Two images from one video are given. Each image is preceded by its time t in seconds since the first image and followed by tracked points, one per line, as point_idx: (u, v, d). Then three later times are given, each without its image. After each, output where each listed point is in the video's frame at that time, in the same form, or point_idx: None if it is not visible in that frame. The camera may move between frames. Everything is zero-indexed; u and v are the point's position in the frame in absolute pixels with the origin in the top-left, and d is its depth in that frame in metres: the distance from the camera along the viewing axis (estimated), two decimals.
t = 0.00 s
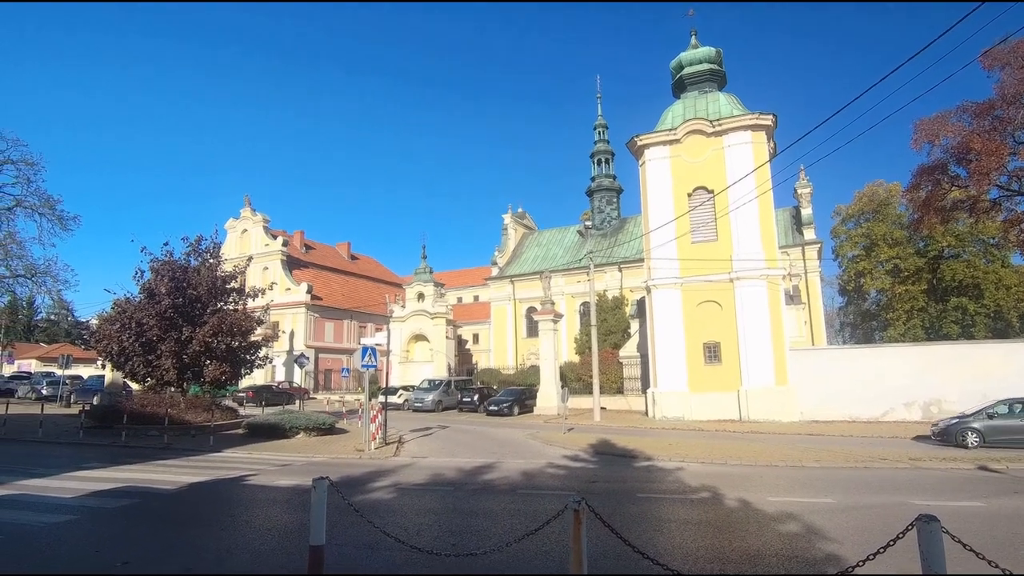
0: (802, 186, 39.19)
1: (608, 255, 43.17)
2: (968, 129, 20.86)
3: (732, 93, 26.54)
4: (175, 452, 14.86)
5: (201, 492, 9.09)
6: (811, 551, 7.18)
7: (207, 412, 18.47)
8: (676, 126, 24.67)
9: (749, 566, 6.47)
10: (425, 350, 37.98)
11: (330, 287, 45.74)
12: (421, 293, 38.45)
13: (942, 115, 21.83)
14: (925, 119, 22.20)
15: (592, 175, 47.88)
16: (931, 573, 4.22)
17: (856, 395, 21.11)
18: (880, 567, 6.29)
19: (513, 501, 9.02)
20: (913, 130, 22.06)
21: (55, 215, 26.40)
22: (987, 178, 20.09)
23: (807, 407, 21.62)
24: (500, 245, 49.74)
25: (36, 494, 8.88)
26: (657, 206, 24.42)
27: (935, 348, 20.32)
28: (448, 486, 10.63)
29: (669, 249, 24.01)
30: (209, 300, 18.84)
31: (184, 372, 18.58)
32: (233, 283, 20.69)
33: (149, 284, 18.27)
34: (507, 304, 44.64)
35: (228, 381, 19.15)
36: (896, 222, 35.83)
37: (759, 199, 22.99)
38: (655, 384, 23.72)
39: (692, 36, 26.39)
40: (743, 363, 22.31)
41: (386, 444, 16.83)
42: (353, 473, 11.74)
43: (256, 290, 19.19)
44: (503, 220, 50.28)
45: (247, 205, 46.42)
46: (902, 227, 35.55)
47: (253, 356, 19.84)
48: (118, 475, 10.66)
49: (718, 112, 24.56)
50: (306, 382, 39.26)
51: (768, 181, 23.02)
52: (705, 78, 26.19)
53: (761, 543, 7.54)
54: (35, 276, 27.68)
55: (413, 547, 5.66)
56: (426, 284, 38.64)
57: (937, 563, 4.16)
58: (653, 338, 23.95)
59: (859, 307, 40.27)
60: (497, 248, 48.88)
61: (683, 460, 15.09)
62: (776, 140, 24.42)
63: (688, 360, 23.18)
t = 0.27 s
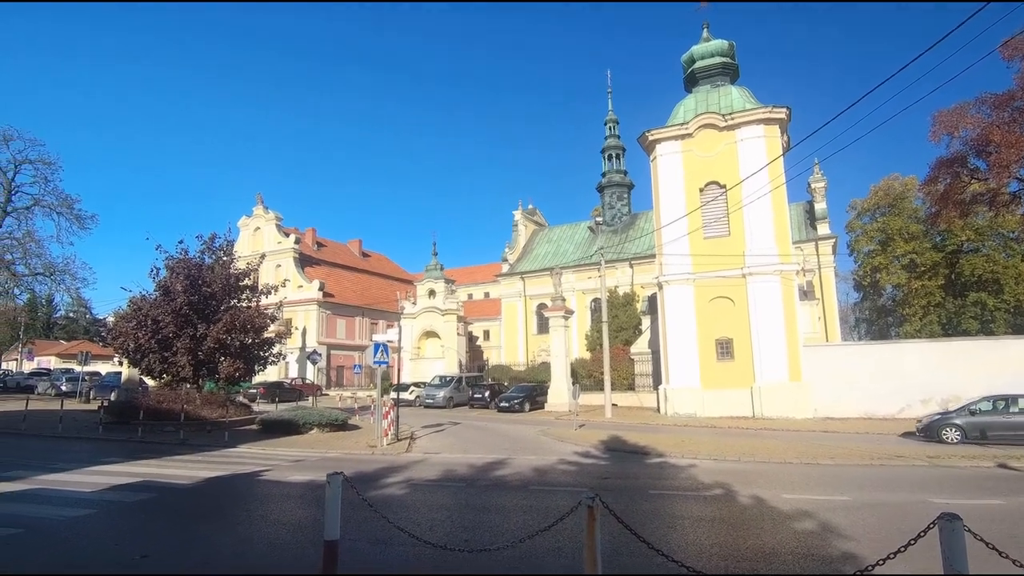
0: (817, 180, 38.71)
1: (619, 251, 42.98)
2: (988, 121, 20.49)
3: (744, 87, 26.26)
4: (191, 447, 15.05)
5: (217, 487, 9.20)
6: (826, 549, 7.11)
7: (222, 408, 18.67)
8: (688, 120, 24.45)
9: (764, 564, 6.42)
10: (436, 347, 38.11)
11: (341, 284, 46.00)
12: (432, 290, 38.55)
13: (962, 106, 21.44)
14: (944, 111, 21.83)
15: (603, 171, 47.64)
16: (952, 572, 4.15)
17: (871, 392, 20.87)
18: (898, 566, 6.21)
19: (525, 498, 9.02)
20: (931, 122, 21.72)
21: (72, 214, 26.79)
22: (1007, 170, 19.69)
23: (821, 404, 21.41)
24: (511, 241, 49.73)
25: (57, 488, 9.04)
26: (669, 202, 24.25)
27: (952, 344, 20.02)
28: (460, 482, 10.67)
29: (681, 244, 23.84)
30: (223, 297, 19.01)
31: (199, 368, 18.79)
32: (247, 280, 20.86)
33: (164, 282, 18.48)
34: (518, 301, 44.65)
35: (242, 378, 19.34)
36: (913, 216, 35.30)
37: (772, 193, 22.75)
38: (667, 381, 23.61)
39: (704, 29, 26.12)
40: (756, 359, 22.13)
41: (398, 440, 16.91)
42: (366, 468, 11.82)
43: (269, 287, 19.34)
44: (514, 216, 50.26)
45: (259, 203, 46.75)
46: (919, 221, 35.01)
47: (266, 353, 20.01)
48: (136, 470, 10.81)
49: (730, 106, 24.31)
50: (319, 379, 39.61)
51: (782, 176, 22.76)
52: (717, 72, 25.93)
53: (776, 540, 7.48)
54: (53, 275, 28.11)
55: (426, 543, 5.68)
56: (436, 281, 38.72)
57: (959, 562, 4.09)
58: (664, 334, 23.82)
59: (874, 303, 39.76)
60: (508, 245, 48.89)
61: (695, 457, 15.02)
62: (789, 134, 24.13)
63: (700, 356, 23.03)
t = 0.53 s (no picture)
0: (840, 172, 37.94)
1: (638, 246, 42.64)
2: (1020, 108, 19.84)
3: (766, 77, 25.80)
4: (216, 442, 15.32)
5: (242, 480, 9.35)
6: (854, 547, 6.97)
7: (245, 403, 18.98)
8: (708, 112, 24.10)
9: (790, 563, 6.31)
10: (454, 343, 38.26)
11: (361, 280, 46.41)
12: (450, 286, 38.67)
13: (993, 93, 20.81)
14: (975, 99, 21.21)
15: (621, 165, 47.27)
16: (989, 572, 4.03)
17: (898, 388, 20.42)
18: (929, 565, 6.07)
19: (545, 493, 9.00)
20: (961, 111, 21.13)
21: (101, 213, 27.43)
22: None
23: (845, 400, 21.02)
24: (528, 237, 49.67)
25: (89, 480, 9.27)
26: (688, 195, 23.96)
27: (982, 339, 19.50)
28: (480, 477, 10.68)
29: (701, 239, 23.55)
30: (246, 294, 19.29)
31: (224, 364, 19.12)
32: (269, 277, 21.14)
33: (189, 279, 18.81)
34: (535, 297, 44.60)
35: (265, 373, 19.63)
36: (941, 208, 34.39)
37: (794, 186, 22.34)
38: (687, 376, 23.38)
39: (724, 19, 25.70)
40: (778, 354, 21.79)
41: (418, 435, 17.02)
42: (388, 463, 11.92)
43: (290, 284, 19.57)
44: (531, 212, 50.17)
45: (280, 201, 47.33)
46: (948, 213, 34.10)
47: (288, 349, 20.27)
48: (164, 463, 11.04)
49: (751, 97, 23.91)
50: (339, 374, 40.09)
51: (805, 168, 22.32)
52: (738, 63, 25.52)
53: (801, 538, 7.36)
54: (84, 273, 28.83)
55: (448, 537, 5.70)
56: (454, 277, 38.84)
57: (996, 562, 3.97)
58: (684, 330, 23.56)
59: (901, 297, 38.88)
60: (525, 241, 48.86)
61: (717, 454, 14.86)
62: (812, 125, 23.65)
63: (721, 352, 22.75)
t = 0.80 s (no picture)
0: (884, 159, 36.53)
1: (671, 239, 41.98)
2: None
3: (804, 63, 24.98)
4: (257, 435, 15.77)
5: (281, 473, 9.60)
6: (901, 549, 6.72)
7: (284, 398, 19.48)
8: (744, 101, 23.50)
9: (834, 563, 6.13)
10: (486, 339, 38.44)
11: (393, 277, 47.02)
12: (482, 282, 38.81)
13: None
14: None
15: (653, 157, 46.57)
16: None
17: (946, 384, 19.61)
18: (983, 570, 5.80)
19: (579, 489, 8.97)
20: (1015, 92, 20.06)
21: (146, 215, 28.49)
22: None
23: (890, 395, 20.29)
24: (559, 232, 49.46)
25: (138, 471, 9.68)
26: (723, 187, 23.43)
27: None
28: (514, 472, 10.71)
29: (736, 231, 23.00)
30: (283, 291, 19.76)
31: (263, 359, 19.64)
32: (305, 274, 21.60)
33: (229, 277, 19.38)
34: (567, 292, 44.41)
35: (302, 368, 20.09)
36: (994, 195, 32.74)
37: (835, 175, 21.61)
38: (722, 371, 22.91)
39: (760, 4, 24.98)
40: (818, 349, 21.16)
41: (451, 430, 17.15)
42: (422, 457, 12.06)
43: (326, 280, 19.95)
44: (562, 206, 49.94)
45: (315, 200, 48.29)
46: (1002, 200, 32.45)
47: (325, 344, 20.70)
48: (208, 456, 11.43)
49: (789, 84, 23.19)
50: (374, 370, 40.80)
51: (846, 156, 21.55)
52: (774, 49, 24.78)
53: (845, 539, 7.14)
54: (131, 273, 30.02)
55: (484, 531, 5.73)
56: (486, 273, 38.98)
57: None
58: (720, 324, 23.06)
59: (950, 289, 37.25)
60: (556, 235, 48.67)
61: (754, 450, 14.54)
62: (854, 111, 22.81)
63: (758, 347, 22.21)
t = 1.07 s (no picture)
0: (933, 144, 34.90)
1: (706, 231, 41.16)
2: None
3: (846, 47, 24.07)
4: (297, 429, 16.20)
5: (321, 466, 9.83)
6: (954, 550, 6.44)
7: (322, 392, 19.95)
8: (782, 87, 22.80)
9: (883, 564, 5.91)
10: (519, 334, 38.51)
11: (426, 273, 47.54)
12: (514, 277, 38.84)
13: None
14: None
15: (687, 148, 45.70)
16: None
17: (1002, 378, 18.71)
18: None
19: (615, 484, 8.89)
20: None
21: (190, 216, 29.51)
22: None
23: (940, 390, 19.48)
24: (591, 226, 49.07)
25: (186, 463, 10.06)
26: (760, 176, 22.81)
27: None
28: (548, 466, 10.71)
29: (775, 222, 22.38)
30: (320, 288, 20.20)
31: (302, 355, 20.15)
32: (341, 271, 22.02)
33: (269, 275, 19.92)
34: (599, 286, 44.06)
35: (339, 363, 20.52)
36: None
37: (880, 162, 20.78)
38: (760, 366, 22.37)
39: None
40: (862, 342, 20.44)
41: (485, 424, 17.26)
42: (457, 451, 12.18)
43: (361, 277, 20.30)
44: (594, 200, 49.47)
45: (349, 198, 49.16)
46: None
47: (361, 340, 21.09)
48: (252, 448, 11.82)
49: (830, 68, 22.38)
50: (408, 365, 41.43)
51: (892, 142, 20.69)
52: (814, 33, 23.96)
53: (894, 539, 6.87)
54: (177, 272, 31.19)
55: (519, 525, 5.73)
56: (517, 268, 39.00)
57: None
58: (758, 318, 22.51)
59: (1006, 278, 35.43)
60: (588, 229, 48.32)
61: (795, 446, 14.16)
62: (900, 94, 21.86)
63: (798, 340, 21.59)
